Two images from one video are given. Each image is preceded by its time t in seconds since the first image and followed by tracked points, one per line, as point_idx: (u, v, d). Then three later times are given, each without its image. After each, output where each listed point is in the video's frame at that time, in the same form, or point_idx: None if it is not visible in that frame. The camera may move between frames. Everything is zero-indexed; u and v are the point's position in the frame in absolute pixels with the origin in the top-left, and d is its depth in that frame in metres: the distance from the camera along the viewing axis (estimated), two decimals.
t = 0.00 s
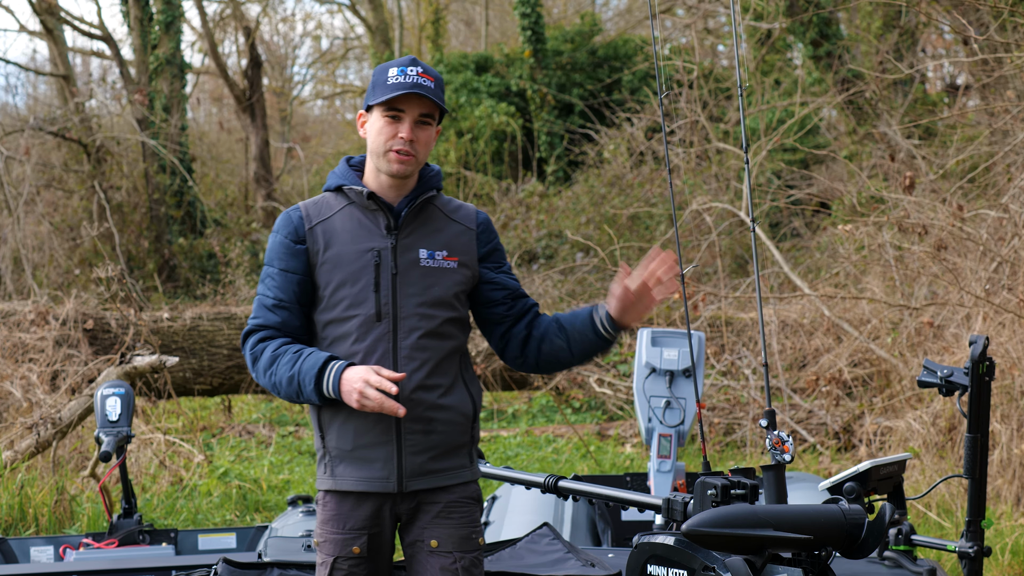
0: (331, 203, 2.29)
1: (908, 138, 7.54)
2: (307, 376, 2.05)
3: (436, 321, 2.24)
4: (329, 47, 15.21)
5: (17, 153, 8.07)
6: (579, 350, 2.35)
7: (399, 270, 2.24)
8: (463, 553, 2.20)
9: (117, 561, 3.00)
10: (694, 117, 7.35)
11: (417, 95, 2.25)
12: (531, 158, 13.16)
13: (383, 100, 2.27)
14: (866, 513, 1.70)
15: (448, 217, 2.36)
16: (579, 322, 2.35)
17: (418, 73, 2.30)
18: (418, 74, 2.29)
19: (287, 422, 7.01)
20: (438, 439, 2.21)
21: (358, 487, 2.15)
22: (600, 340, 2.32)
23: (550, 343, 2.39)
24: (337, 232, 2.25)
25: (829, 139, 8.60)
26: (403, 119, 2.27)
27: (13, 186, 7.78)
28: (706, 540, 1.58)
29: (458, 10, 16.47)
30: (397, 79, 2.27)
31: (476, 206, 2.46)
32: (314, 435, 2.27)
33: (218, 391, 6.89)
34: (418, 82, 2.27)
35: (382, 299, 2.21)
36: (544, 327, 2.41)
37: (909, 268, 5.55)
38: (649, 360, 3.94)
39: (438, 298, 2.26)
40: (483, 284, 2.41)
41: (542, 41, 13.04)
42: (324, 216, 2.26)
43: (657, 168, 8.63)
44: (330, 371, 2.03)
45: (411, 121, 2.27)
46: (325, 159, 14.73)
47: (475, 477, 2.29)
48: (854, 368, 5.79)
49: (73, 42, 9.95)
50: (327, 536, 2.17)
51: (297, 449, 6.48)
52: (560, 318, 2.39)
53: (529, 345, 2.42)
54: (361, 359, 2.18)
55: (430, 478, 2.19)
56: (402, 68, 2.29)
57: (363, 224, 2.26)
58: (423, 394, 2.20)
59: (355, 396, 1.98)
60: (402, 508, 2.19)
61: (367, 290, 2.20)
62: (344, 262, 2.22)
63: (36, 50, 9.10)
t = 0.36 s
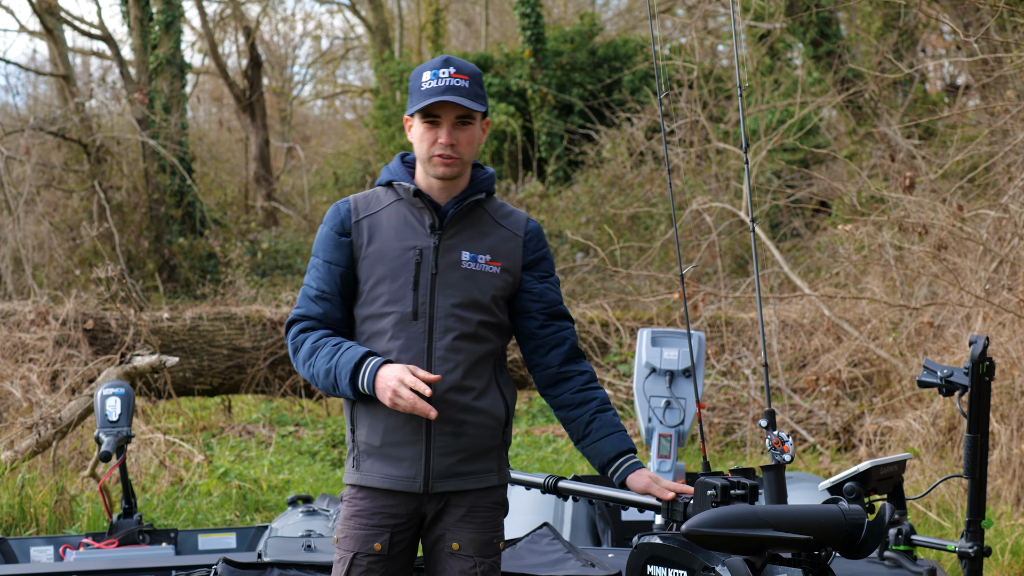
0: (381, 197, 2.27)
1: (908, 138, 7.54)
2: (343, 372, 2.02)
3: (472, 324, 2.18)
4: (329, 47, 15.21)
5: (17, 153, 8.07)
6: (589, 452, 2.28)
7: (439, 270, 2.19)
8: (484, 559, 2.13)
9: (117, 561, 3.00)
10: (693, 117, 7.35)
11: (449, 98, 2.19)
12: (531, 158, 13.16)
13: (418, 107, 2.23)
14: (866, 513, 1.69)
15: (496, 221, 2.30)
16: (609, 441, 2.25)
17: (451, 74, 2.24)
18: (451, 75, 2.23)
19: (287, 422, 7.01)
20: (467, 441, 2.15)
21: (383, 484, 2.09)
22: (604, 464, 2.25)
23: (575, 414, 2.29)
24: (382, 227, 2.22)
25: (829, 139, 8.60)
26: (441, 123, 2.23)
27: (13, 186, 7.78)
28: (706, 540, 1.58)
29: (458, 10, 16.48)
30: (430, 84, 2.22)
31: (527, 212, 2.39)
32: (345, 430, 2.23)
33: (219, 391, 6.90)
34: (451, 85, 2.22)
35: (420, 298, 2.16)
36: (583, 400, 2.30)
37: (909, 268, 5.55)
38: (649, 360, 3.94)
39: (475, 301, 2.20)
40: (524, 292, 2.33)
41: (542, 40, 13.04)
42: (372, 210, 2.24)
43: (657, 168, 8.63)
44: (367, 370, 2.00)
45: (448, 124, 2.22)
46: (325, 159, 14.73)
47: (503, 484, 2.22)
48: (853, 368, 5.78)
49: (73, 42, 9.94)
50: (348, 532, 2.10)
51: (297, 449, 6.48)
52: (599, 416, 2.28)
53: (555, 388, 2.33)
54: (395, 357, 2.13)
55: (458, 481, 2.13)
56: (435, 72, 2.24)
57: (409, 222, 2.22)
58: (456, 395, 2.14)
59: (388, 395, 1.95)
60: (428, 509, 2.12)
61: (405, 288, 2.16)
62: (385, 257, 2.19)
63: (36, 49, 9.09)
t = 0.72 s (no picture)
0: (404, 195, 2.25)
1: (909, 138, 7.53)
2: (362, 370, 2.00)
3: (491, 327, 2.18)
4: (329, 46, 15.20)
5: (17, 153, 8.06)
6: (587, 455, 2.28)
7: (461, 271, 2.18)
8: (492, 561, 2.14)
9: (117, 561, 3.00)
10: (694, 117, 7.35)
11: (480, 97, 2.16)
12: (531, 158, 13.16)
13: (450, 103, 2.20)
14: (866, 513, 1.69)
15: (517, 224, 2.31)
16: (609, 444, 2.24)
17: (485, 73, 2.20)
18: (484, 74, 2.20)
19: (287, 422, 7.01)
20: (481, 443, 2.15)
21: (395, 483, 2.09)
22: (602, 468, 2.24)
23: (576, 418, 2.30)
24: (404, 226, 2.21)
25: (829, 139, 8.60)
26: (470, 123, 2.20)
27: (13, 186, 7.77)
28: (707, 540, 1.58)
29: (458, 11, 16.49)
30: (463, 82, 2.19)
31: (546, 216, 2.40)
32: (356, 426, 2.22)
33: (218, 391, 6.90)
34: (484, 84, 2.18)
35: (441, 298, 2.15)
36: (584, 404, 2.31)
37: (909, 268, 5.55)
38: (649, 360, 3.94)
39: (495, 303, 2.20)
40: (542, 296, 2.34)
41: (541, 40, 13.03)
42: (394, 207, 2.23)
43: (657, 167, 8.62)
44: (386, 367, 1.98)
45: (478, 123, 2.20)
46: (324, 159, 14.73)
47: (512, 485, 2.22)
48: (854, 368, 5.78)
49: (73, 42, 9.94)
50: (358, 531, 2.10)
51: (297, 449, 6.48)
52: (600, 421, 2.28)
53: (559, 392, 2.34)
54: (414, 357, 2.12)
55: (470, 483, 2.13)
56: (469, 70, 2.20)
57: (432, 221, 2.21)
58: (473, 398, 2.15)
59: (408, 395, 1.93)
60: (438, 510, 2.13)
61: (426, 288, 2.15)
62: (406, 256, 2.18)
63: (36, 50, 9.08)
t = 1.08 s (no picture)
0: (405, 194, 2.25)
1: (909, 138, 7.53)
2: (364, 371, 2.00)
3: (494, 327, 2.19)
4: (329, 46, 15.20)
5: (18, 153, 8.07)
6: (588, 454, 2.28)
7: (463, 271, 2.18)
8: (493, 561, 2.14)
9: (117, 561, 3.00)
10: (693, 117, 7.35)
11: (483, 98, 2.16)
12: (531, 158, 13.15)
13: (452, 103, 2.19)
14: (866, 513, 1.69)
15: (519, 224, 2.31)
16: (609, 444, 2.24)
17: (487, 74, 2.20)
18: (487, 75, 2.20)
19: (287, 422, 7.01)
20: (483, 443, 2.15)
21: (396, 483, 2.09)
22: (602, 467, 2.24)
23: (576, 418, 2.31)
24: (406, 225, 2.20)
25: (829, 138, 8.60)
26: (472, 122, 2.20)
27: (13, 185, 7.77)
28: (706, 540, 1.58)
29: (458, 11, 16.49)
30: (465, 83, 2.19)
31: (547, 215, 2.41)
32: (357, 426, 2.22)
33: (218, 391, 6.90)
34: (486, 85, 2.18)
35: (443, 298, 2.15)
36: (585, 404, 2.31)
37: (909, 268, 5.55)
38: (649, 360, 3.94)
39: (498, 303, 2.20)
40: (544, 295, 2.34)
41: (542, 40, 13.01)
42: (396, 207, 2.22)
43: (657, 167, 8.61)
44: (388, 369, 1.98)
45: (480, 123, 2.19)
46: (324, 159, 14.74)
47: (514, 486, 2.22)
48: (854, 368, 5.78)
49: (72, 42, 9.94)
50: (358, 530, 2.10)
51: (297, 449, 6.48)
52: (600, 420, 2.28)
53: (559, 391, 2.34)
54: (416, 358, 2.12)
55: (472, 483, 2.13)
56: (471, 71, 2.20)
57: (434, 222, 2.21)
58: (475, 398, 2.15)
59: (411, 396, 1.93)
60: (439, 510, 2.13)
61: (428, 288, 2.15)
62: (409, 256, 2.18)
63: (36, 49, 9.07)
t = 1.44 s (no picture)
0: (405, 194, 2.25)
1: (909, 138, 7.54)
2: (364, 372, 2.00)
3: (493, 327, 2.19)
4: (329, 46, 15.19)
5: (18, 153, 8.07)
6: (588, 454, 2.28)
7: (462, 272, 2.18)
8: (492, 561, 2.14)
9: (117, 561, 3.00)
10: (693, 117, 7.35)
11: (481, 98, 2.16)
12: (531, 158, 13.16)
13: (450, 103, 2.19)
14: (866, 513, 1.69)
15: (519, 223, 2.31)
16: (609, 443, 2.25)
17: (486, 73, 2.20)
18: (485, 75, 2.20)
19: (287, 422, 7.00)
20: (483, 444, 2.16)
21: (396, 484, 2.09)
22: (602, 466, 2.24)
23: (576, 417, 2.31)
24: (405, 226, 2.20)
25: (829, 138, 8.61)
26: (471, 123, 2.20)
27: (13, 185, 7.77)
28: (705, 541, 1.58)
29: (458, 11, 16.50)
30: (464, 83, 2.19)
31: (546, 214, 2.40)
32: (356, 426, 2.22)
33: (218, 391, 6.90)
34: (484, 85, 2.18)
35: (443, 298, 2.15)
36: (585, 403, 2.31)
37: (909, 268, 5.55)
38: (649, 360, 3.94)
39: (498, 303, 2.20)
40: (543, 295, 2.34)
41: (542, 40, 13.01)
42: (395, 207, 2.22)
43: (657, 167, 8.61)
44: (387, 370, 1.98)
45: (479, 124, 2.19)
46: (324, 159, 14.74)
47: (513, 486, 2.22)
48: (854, 368, 5.78)
49: (72, 42, 9.94)
50: (357, 530, 2.10)
51: (297, 449, 6.48)
52: (600, 420, 2.28)
53: (559, 391, 2.34)
54: (415, 358, 2.12)
55: (471, 483, 2.13)
56: (470, 71, 2.20)
57: (433, 221, 2.21)
58: (475, 398, 2.15)
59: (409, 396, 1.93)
60: (438, 510, 2.13)
61: (427, 288, 2.15)
62: (408, 256, 2.18)
63: (36, 49, 9.07)
